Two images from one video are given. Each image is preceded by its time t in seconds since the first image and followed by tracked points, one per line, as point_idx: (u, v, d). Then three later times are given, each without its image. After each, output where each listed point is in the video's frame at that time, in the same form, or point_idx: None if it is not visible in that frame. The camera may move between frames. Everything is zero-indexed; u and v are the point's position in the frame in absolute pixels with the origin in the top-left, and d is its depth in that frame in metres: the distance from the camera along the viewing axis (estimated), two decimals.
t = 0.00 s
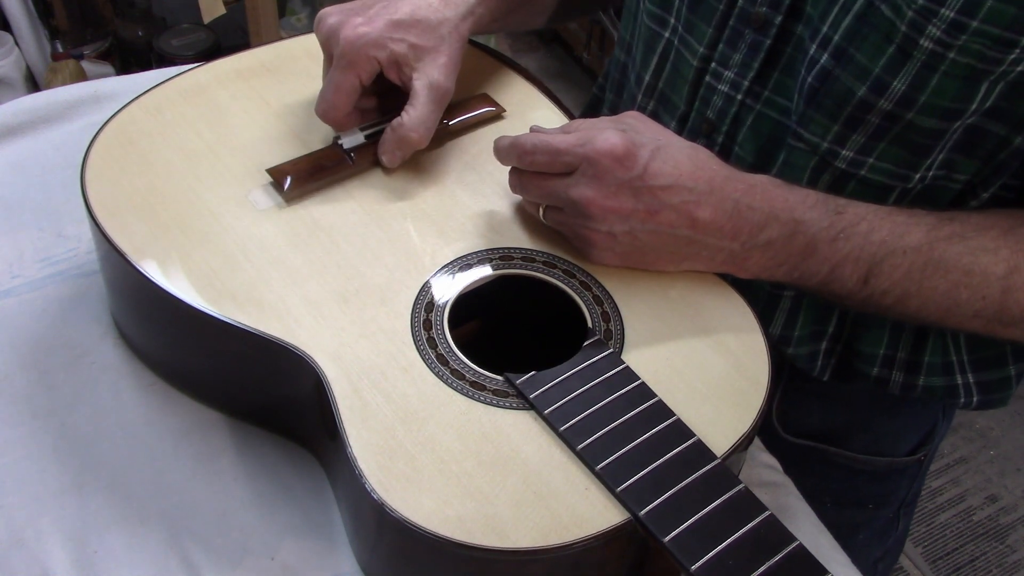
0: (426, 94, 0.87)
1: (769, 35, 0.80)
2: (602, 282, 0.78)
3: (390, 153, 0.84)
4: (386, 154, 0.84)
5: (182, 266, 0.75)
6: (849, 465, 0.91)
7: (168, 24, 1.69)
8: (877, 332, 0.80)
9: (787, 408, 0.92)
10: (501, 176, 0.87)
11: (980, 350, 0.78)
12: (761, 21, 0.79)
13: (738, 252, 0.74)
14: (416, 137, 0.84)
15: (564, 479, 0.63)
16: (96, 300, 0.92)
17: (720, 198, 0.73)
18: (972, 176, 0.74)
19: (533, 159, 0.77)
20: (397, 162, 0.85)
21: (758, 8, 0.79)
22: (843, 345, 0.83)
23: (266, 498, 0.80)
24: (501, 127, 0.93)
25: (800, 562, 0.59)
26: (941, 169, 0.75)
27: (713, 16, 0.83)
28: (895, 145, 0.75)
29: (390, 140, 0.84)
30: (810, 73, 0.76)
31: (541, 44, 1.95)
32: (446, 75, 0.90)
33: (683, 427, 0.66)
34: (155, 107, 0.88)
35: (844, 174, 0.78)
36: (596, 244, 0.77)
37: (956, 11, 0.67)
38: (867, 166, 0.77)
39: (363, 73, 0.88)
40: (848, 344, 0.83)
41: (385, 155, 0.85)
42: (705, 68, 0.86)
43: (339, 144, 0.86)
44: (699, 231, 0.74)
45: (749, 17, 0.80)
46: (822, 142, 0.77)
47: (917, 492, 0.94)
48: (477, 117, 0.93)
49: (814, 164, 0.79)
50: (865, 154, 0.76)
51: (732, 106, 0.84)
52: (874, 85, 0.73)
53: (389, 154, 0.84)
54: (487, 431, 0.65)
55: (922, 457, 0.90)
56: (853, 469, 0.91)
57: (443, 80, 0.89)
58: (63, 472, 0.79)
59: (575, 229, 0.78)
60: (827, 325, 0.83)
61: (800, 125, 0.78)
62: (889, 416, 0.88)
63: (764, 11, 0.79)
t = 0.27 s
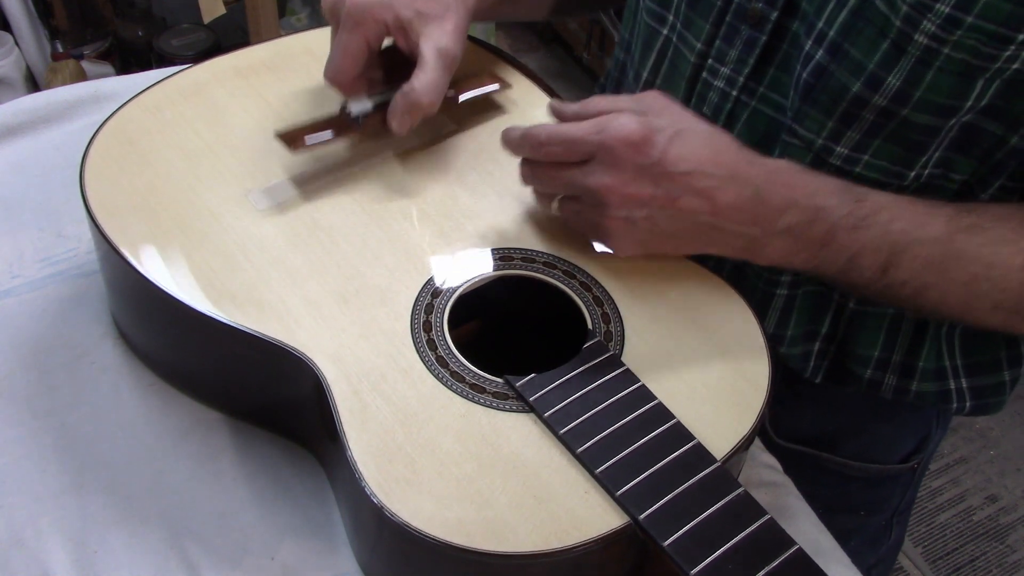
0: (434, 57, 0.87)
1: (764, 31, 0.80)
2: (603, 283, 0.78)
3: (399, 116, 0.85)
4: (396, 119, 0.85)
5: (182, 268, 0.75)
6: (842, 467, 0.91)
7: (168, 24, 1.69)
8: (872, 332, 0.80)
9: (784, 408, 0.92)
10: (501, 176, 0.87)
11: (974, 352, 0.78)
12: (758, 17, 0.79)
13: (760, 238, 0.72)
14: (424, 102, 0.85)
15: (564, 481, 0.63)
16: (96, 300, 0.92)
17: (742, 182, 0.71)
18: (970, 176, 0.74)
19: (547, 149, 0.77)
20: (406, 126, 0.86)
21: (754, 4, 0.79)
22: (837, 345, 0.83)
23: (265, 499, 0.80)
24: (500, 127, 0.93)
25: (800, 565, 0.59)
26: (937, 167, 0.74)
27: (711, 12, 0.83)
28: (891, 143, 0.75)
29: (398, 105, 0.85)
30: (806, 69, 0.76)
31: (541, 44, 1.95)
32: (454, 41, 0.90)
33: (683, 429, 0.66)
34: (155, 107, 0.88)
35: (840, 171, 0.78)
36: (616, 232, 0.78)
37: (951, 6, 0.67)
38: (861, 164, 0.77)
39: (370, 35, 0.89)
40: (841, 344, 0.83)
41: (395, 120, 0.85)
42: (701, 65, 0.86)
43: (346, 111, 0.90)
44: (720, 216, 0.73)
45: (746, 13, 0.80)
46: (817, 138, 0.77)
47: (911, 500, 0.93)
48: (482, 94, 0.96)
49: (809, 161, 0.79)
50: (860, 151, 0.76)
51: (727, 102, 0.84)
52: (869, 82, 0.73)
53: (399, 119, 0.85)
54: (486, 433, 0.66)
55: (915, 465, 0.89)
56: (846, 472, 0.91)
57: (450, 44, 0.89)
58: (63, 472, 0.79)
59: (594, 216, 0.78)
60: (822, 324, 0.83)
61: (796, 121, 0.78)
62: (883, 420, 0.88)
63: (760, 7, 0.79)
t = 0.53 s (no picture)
0: (422, 74, 0.89)
1: (760, 30, 0.80)
2: (603, 283, 0.78)
3: (386, 133, 0.86)
4: (383, 135, 0.86)
5: (182, 268, 0.75)
6: (836, 467, 0.91)
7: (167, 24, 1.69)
8: (865, 333, 0.80)
9: (780, 407, 0.92)
10: (501, 176, 0.87)
11: (968, 354, 0.78)
12: (754, 16, 0.80)
13: (774, 251, 0.71)
14: (409, 118, 0.86)
15: (564, 481, 0.63)
16: (96, 300, 0.92)
17: (754, 197, 0.70)
18: (965, 178, 0.73)
19: (553, 174, 0.77)
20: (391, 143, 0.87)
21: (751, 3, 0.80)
22: (830, 348, 0.83)
23: (265, 499, 0.80)
24: (500, 127, 0.93)
25: (801, 565, 0.58)
26: (932, 168, 0.74)
27: (710, 12, 0.83)
28: (884, 143, 0.75)
29: (386, 122, 0.86)
30: (800, 69, 0.77)
31: (542, 44, 1.95)
32: (442, 56, 0.91)
33: (683, 429, 0.66)
34: (155, 108, 0.88)
35: (834, 170, 0.78)
36: (626, 253, 0.77)
37: (942, 6, 0.67)
38: (855, 163, 0.76)
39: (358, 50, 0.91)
40: (834, 347, 0.83)
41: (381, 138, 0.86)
42: (699, 63, 0.86)
43: (332, 123, 0.88)
44: (731, 231, 0.72)
45: (743, 13, 0.81)
46: (809, 138, 0.78)
47: (907, 505, 0.93)
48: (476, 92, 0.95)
49: (802, 160, 0.79)
50: (854, 150, 0.76)
51: (723, 100, 0.84)
52: (861, 81, 0.73)
53: (386, 136, 0.86)
54: (486, 433, 0.66)
55: (910, 470, 0.89)
56: (841, 473, 0.91)
57: (439, 61, 0.90)
58: (63, 472, 0.79)
59: (601, 237, 0.78)
60: (815, 325, 0.83)
61: (789, 120, 0.79)
62: (880, 425, 0.87)
63: (757, 6, 0.79)
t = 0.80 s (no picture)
0: (409, 85, 0.88)
1: (760, 32, 0.80)
2: (603, 283, 0.78)
3: (372, 145, 0.85)
4: (369, 146, 0.84)
5: (182, 268, 0.75)
6: (836, 468, 0.91)
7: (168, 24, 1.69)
8: (866, 333, 0.80)
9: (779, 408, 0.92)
10: (500, 176, 0.87)
11: (969, 354, 0.79)
12: (752, 19, 0.80)
13: (747, 248, 0.74)
14: (397, 129, 0.85)
15: (564, 480, 0.63)
16: (96, 300, 0.92)
17: (729, 196, 0.73)
18: (959, 177, 0.74)
19: (535, 167, 0.78)
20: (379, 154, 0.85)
21: (749, 6, 0.80)
22: (830, 348, 0.83)
23: (265, 498, 0.80)
24: (499, 127, 0.93)
25: (801, 564, 0.58)
26: (928, 168, 0.74)
27: (709, 15, 0.83)
28: (880, 144, 0.75)
29: (372, 132, 0.84)
30: (796, 70, 0.77)
31: (541, 44, 1.95)
32: (430, 67, 0.90)
33: (683, 429, 0.66)
34: (154, 108, 0.88)
35: (830, 172, 0.78)
36: (605, 249, 0.77)
37: (936, 7, 0.67)
38: (852, 164, 0.76)
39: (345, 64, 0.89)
40: (834, 347, 0.83)
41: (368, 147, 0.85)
42: (700, 66, 0.86)
43: (320, 134, 0.87)
44: (707, 229, 0.74)
45: (742, 15, 0.81)
46: (806, 139, 0.78)
47: (907, 504, 0.93)
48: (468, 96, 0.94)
49: (799, 161, 0.79)
50: (850, 151, 0.76)
51: (723, 103, 0.84)
52: (856, 81, 0.73)
53: (373, 146, 0.84)
54: (486, 432, 0.65)
55: (911, 470, 0.89)
56: (840, 473, 0.91)
57: (427, 72, 0.89)
58: (62, 472, 0.79)
59: (581, 233, 0.78)
60: (815, 325, 0.83)
61: (786, 121, 0.78)
62: (881, 425, 0.87)
63: (755, 9, 0.79)
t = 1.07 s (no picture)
0: (405, 94, 0.87)
1: (759, 32, 0.80)
2: (603, 283, 0.78)
3: (367, 154, 0.84)
4: (365, 155, 0.84)
5: (181, 268, 0.75)
6: (836, 469, 0.91)
7: (168, 24, 1.69)
8: (866, 334, 0.80)
9: (779, 408, 0.92)
10: (500, 176, 0.87)
11: (969, 356, 0.79)
12: (752, 20, 0.80)
13: (747, 249, 0.74)
14: (393, 139, 0.84)
15: (564, 480, 0.63)
16: (96, 300, 0.92)
17: (729, 196, 0.73)
18: (959, 177, 0.74)
19: (536, 164, 0.79)
20: (374, 164, 0.85)
21: (749, 7, 0.80)
22: (831, 349, 0.83)
23: (265, 498, 0.80)
24: (499, 127, 0.93)
25: (800, 564, 0.58)
26: (928, 169, 0.74)
27: (709, 16, 0.83)
28: (881, 145, 0.75)
29: (367, 141, 0.84)
30: (796, 71, 0.77)
31: (542, 44, 1.95)
32: (425, 75, 0.90)
33: (683, 429, 0.66)
34: (154, 108, 0.88)
35: (830, 172, 0.78)
36: (604, 247, 0.77)
37: (937, 8, 0.67)
38: (852, 165, 0.76)
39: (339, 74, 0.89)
40: (834, 347, 0.83)
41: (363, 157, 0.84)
42: (699, 67, 0.86)
43: (317, 143, 0.86)
44: (708, 230, 0.74)
45: (742, 16, 0.81)
46: (807, 140, 0.77)
47: (906, 506, 0.93)
48: (466, 101, 0.94)
49: (799, 162, 0.79)
50: (851, 152, 0.76)
51: (723, 103, 0.84)
52: (857, 82, 0.73)
53: (368, 155, 0.84)
54: (486, 432, 0.65)
55: (909, 472, 0.89)
56: (839, 474, 0.91)
57: (423, 80, 0.89)
58: (63, 472, 0.79)
59: (581, 232, 0.78)
60: (815, 325, 0.83)
61: (786, 122, 0.78)
62: (881, 425, 0.87)
63: (755, 10, 0.79)
